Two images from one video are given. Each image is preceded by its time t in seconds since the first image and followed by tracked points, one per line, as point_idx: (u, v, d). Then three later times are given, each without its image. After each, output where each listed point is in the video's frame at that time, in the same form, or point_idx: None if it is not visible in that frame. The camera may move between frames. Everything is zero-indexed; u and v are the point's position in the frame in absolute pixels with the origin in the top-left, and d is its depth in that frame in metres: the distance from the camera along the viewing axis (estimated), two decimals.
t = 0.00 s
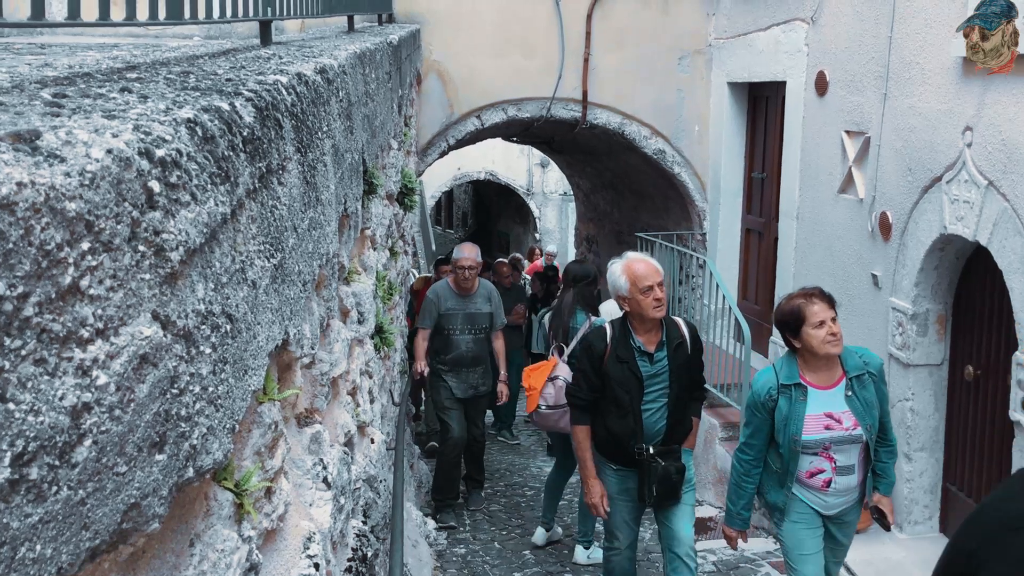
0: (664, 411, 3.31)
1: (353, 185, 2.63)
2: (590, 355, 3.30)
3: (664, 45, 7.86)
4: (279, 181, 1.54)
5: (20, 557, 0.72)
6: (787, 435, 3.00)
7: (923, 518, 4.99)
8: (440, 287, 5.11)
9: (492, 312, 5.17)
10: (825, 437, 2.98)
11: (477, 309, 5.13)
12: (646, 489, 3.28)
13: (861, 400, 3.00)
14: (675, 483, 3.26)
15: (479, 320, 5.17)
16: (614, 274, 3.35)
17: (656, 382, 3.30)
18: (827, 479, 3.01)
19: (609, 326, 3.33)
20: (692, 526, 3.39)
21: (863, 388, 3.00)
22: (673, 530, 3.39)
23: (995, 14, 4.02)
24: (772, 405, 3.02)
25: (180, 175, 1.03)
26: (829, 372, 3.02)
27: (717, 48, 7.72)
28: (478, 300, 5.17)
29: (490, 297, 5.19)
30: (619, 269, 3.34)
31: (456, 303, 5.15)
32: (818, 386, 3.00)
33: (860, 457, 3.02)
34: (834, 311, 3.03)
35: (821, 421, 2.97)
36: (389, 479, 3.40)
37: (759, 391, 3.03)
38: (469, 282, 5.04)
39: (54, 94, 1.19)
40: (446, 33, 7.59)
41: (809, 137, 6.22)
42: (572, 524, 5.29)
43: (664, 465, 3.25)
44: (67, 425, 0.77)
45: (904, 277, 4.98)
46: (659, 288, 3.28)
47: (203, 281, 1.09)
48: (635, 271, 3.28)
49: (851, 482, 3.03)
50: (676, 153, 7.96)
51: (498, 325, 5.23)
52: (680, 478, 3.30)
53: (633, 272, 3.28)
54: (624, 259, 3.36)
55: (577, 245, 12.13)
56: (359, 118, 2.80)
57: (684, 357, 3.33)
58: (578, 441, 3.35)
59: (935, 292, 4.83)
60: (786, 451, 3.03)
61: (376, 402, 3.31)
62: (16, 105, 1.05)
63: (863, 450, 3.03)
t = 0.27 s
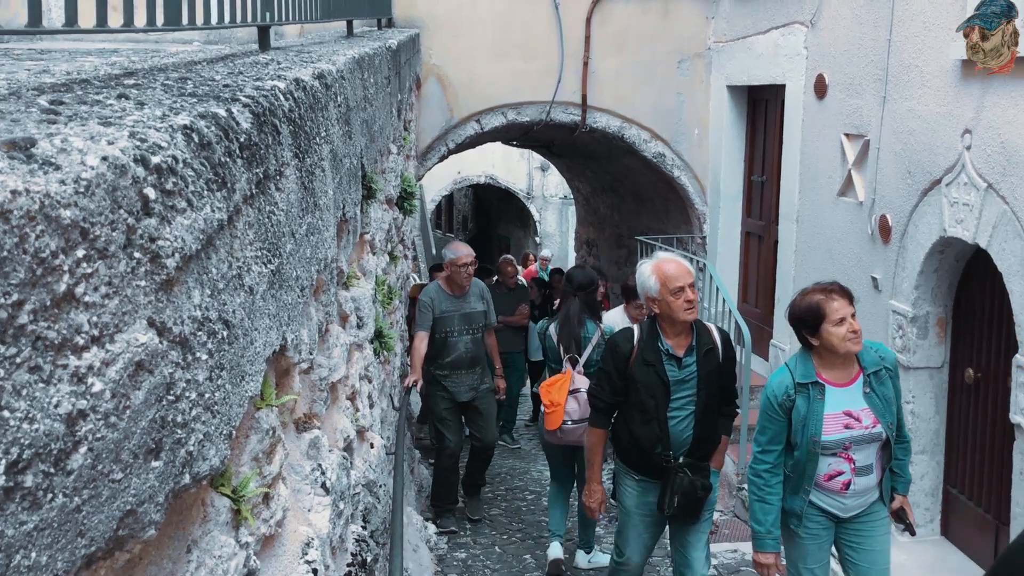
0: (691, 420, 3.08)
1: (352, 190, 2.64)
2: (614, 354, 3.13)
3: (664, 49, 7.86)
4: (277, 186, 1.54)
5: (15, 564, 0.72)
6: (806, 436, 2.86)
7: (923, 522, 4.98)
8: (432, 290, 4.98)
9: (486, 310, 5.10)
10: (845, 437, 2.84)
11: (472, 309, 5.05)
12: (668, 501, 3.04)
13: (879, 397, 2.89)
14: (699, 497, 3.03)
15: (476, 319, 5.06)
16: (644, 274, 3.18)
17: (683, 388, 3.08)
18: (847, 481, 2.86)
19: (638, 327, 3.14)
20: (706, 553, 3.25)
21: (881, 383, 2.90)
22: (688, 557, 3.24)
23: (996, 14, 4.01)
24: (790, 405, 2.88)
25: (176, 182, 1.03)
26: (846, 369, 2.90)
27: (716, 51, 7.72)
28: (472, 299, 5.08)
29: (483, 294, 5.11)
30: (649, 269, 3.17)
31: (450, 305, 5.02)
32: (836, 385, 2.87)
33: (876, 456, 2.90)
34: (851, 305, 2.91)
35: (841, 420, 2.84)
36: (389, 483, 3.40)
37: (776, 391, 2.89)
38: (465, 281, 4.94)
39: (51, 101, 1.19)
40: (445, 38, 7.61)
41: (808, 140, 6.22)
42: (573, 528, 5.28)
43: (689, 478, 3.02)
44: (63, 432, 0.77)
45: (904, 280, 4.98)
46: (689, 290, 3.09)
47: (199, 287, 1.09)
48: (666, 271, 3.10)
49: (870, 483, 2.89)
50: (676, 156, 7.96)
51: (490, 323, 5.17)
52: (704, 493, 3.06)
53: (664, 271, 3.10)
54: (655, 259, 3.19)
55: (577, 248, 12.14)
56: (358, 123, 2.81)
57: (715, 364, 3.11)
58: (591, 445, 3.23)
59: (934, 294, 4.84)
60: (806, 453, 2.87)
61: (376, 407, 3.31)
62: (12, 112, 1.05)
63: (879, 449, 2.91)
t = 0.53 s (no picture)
0: (709, 426, 3.02)
1: (351, 196, 2.64)
2: (631, 357, 3.09)
3: (662, 53, 7.86)
4: (275, 193, 1.55)
5: (13, 570, 0.72)
6: (839, 450, 2.78)
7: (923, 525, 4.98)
8: (435, 297, 4.92)
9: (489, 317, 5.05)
10: (878, 453, 2.77)
11: (476, 316, 4.99)
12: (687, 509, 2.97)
13: (910, 412, 2.83)
14: (719, 507, 2.96)
15: (480, 327, 5.02)
16: (665, 274, 3.12)
17: (701, 393, 3.02)
18: (875, 498, 2.79)
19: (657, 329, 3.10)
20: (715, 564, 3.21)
21: (911, 399, 2.83)
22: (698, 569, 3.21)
23: (995, 14, 3.99)
24: (823, 418, 2.79)
25: (174, 190, 1.04)
26: (879, 381, 2.82)
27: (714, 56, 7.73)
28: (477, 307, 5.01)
29: (486, 302, 5.06)
30: (671, 268, 3.10)
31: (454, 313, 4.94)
32: (869, 399, 2.80)
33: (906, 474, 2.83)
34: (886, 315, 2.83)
35: (874, 435, 2.77)
36: (388, 488, 3.40)
37: (809, 404, 2.80)
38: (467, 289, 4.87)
39: (49, 108, 1.20)
40: (444, 43, 7.62)
41: (806, 144, 6.23)
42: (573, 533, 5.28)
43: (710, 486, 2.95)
44: (60, 440, 0.77)
45: (903, 283, 4.99)
46: (712, 292, 3.03)
47: (197, 294, 1.09)
48: (688, 271, 3.03)
49: (898, 500, 2.81)
50: (674, 161, 7.97)
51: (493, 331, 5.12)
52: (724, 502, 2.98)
53: (686, 272, 3.04)
54: (678, 259, 3.13)
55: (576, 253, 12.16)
56: (356, 129, 2.81)
57: (735, 371, 3.04)
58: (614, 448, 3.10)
59: (933, 298, 4.84)
60: (838, 467, 2.79)
61: (374, 412, 3.31)
62: (11, 120, 1.06)
63: (908, 466, 2.84)
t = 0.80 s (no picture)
0: (718, 444, 2.95)
1: (347, 201, 2.65)
2: (637, 372, 3.00)
3: (659, 58, 7.88)
4: (271, 199, 1.55)
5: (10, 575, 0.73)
6: (889, 459, 2.72)
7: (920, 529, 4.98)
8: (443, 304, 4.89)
9: (496, 332, 4.92)
10: (928, 462, 2.72)
11: (481, 328, 4.90)
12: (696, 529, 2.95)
13: (958, 418, 2.79)
14: (726, 528, 2.94)
15: (484, 340, 4.90)
16: (671, 287, 3.04)
17: (709, 410, 2.95)
18: (923, 513, 2.74)
19: (663, 343, 3.02)
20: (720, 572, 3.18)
21: (959, 404, 2.79)
22: None
23: (996, 15, 3.98)
24: (870, 425, 2.74)
25: (170, 196, 1.04)
26: (925, 385, 2.79)
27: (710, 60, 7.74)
28: (483, 318, 4.91)
29: (496, 316, 4.93)
30: (677, 281, 3.03)
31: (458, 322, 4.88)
32: (917, 403, 2.76)
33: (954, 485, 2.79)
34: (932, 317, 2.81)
35: (924, 441, 2.73)
36: (385, 492, 3.40)
37: (856, 409, 2.75)
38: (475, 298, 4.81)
39: (46, 115, 1.21)
40: (441, 48, 7.64)
41: (803, 147, 6.24)
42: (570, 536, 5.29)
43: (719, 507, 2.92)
44: (56, 445, 0.78)
45: (899, 287, 5.00)
46: (721, 305, 2.95)
47: (192, 300, 1.10)
48: (695, 284, 2.95)
49: (946, 516, 2.77)
50: (671, 164, 7.99)
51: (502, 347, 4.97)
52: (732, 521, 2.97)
53: (693, 285, 2.96)
54: (683, 271, 3.05)
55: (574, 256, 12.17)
56: (353, 134, 2.82)
57: (744, 385, 2.97)
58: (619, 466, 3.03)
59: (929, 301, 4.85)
60: (887, 478, 2.73)
61: (371, 417, 3.31)
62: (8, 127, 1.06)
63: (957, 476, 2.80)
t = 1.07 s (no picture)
0: (724, 462, 2.77)
1: (343, 200, 2.65)
2: (634, 389, 2.82)
3: (655, 59, 7.88)
4: (266, 197, 1.55)
5: (2, 570, 0.73)
6: (913, 458, 2.60)
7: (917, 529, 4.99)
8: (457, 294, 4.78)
9: (508, 329, 4.81)
10: (954, 460, 2.59)
11: (493, 324, 4.79)
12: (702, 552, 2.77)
13: (987, 416, 2.65)
14: (736, 548, 2.75)
15: (494, 336, 4.79)
16: (669, 297, 2.87)
17: (714, 426, 2.77)
18: (950, 514, 2.62)
19: (662, 357, 2.83)
20: None
21: (988, 402, 2.66)
22: None
23: (994, 14, 3.98)
24: (891, 422, 2.62)
25: (164, 194, 1.04)
26: (952, 383, 2.65)
27: (707, 60, 7.75)
28: (495, 315, 4.80)
29: (508, 313, 4.83)
30: (675, 291, 2.85)
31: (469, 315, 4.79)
32: (943, 401, 2.63)
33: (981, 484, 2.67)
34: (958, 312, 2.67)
35: (951, 439, 2.60)
36: (382, 492, 3.40)
37: (877, 406, 2.63)
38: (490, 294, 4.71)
39: (41, 113, 1.21)
40: (437, 49, 7.65)
41: (799, 148, 6.24)
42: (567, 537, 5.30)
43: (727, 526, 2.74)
44: (49, 442, 0.78)
45: (895, 287, 5.00)
46: (722, 315, 2.76)
47: (187, 297, 1.10)
48: (695, 294, 2.78)
49: (974, 516, 2.65)
50: (668, 165, 7.99)
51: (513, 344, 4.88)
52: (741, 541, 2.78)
53: (692, 295, 2.78)
54: (682, 281, 2.87)
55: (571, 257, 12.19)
56: (349, 134, 2.82)
57: (750, 399, 2.78)
58: (615, 487, 2.91)
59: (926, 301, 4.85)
60: (911, 477, 2.62)
61: (368, 417, 3.31)
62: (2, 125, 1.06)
63: (985, 475, 2.67)
